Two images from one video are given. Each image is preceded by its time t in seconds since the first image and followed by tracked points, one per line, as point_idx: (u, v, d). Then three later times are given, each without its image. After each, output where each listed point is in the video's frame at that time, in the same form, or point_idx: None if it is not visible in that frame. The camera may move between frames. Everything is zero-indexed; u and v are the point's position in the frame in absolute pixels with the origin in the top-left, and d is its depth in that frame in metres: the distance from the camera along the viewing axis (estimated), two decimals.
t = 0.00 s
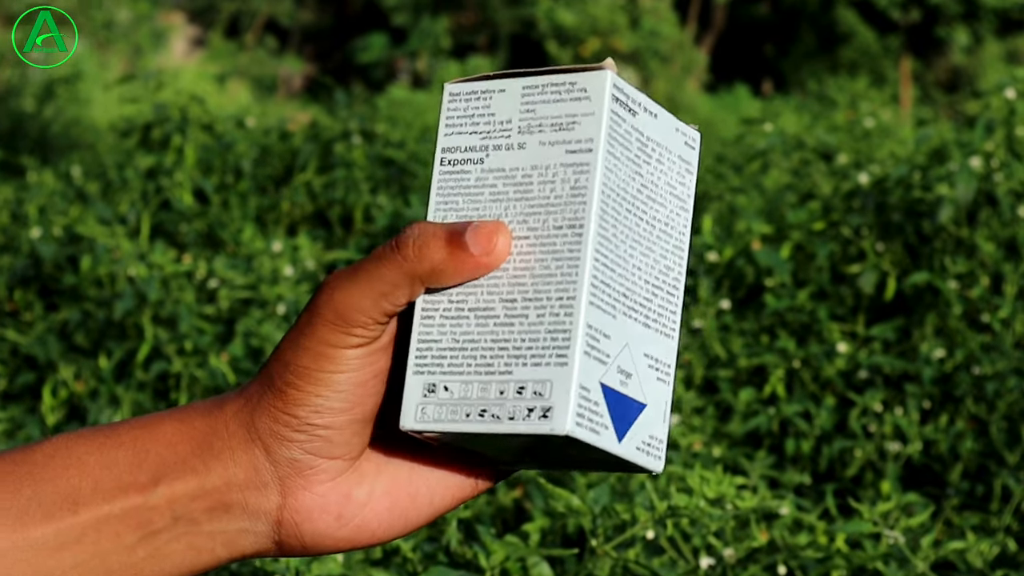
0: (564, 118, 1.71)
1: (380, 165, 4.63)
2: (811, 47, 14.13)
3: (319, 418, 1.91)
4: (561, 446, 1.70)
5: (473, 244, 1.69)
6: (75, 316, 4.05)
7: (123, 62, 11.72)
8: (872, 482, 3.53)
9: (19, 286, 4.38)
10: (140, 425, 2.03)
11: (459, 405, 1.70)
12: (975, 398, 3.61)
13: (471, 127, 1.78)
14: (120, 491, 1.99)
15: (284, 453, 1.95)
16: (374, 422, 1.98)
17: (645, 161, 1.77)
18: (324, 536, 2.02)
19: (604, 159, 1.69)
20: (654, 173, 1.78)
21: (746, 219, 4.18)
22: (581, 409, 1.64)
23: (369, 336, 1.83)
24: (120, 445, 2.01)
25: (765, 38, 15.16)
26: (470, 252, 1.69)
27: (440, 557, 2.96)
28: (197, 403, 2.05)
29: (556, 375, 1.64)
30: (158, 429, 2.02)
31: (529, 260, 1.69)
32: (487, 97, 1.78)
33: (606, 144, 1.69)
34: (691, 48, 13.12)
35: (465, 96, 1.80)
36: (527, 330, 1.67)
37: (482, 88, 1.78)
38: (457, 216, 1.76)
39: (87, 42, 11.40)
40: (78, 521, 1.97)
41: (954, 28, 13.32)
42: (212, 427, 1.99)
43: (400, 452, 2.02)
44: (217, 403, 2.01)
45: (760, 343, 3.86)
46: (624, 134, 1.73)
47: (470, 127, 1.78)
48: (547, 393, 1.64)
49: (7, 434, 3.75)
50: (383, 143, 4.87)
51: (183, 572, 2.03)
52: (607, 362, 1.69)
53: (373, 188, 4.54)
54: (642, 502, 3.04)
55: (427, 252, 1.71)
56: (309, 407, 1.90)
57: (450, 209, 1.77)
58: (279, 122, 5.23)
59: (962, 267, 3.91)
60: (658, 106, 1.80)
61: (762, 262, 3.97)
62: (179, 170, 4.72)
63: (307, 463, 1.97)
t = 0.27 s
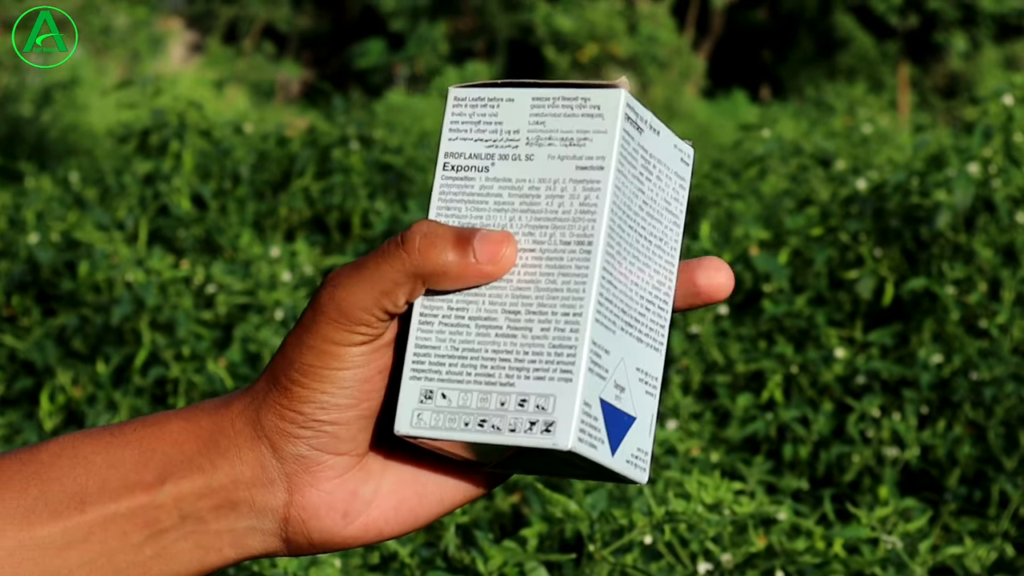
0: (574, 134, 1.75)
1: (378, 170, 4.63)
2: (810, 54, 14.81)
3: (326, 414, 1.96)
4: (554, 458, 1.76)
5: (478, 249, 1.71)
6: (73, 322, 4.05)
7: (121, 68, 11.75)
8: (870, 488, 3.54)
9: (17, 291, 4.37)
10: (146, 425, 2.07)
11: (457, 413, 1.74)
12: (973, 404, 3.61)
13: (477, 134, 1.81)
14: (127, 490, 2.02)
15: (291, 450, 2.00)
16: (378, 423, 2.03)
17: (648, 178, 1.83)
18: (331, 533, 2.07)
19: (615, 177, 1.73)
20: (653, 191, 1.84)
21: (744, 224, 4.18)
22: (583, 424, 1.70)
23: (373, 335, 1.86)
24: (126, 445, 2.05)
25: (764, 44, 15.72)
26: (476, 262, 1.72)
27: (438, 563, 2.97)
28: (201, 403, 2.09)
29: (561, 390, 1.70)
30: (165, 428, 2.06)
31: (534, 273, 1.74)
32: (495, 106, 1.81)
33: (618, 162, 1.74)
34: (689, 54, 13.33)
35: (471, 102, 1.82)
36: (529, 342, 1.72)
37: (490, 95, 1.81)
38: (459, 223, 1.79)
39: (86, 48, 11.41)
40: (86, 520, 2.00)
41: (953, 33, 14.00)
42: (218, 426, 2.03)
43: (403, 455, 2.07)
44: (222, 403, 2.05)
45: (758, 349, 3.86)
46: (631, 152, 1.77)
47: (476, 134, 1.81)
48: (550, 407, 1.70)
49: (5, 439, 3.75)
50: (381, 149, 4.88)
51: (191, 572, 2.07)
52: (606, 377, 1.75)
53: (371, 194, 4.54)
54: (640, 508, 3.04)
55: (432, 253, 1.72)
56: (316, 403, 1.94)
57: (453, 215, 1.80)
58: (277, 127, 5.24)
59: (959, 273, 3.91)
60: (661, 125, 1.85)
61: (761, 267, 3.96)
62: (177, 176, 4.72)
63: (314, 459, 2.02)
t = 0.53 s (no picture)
0: (573, 133, 1.82)
1: (376, 174, 4.63)
2: (807, 57, 14.91)
3: (328, 417, 2.00)
4: (568, 456, 1.80)
5: (482, 254, 1.76)
6: (71, 326, 4.05)
7: (118, 71, 11.76)
8: (867, 492, 3.55)
9: (14, 295, 4.36)
10: (147, 430, 2.10)
11: (470, 414, 1.79)
12: (970, 409, 3.61)
13: (473, 137, 1.87)
14: (128, 496, 2.05)
15: (292, 455, 2.04)
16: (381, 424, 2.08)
17: (642, 178, 1.90)
18: (332, 537, 2.10)
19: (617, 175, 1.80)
20: (646, 190, 1.92)
21: (742, 228, 4.18)
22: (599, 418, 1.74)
23: (376, 339, 1.90)
24: (126, 450, 2.08)
25: (762, 46, 15.82)
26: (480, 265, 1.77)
27: (435, 568, 2.97)
28: (203, 408, 2.13)
29: (576, 386, 1.74)
30: (166, 433, 2.09)
31: (538, 271, 1.79)
32: (491, 110, 1.88)
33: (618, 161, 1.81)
34: (688, 58, 13.44)
35: (466, 106, 1.89)
36: (540, 340, 1.77)
37: (486, 100, 1.88)
38: (460, 224, 1.86)
39: (84, 51, 11.42)
40: (88, 525, 2.03)
41: (950, 37, 13.98)
42: (220, 431, 2.07)
43: (407, 457, 2.11)
44: (224, 409, 2.09)
45: (755, 353, 3.85)
46: (628, 151, 1.84)
47: (473, 138, 1.87)
48: (566, 404, 1.75)
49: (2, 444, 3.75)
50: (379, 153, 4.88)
51: None
52: (615, 373, 1.81)
53: (368, 198, 4.54)
54: (637, 512, 3.05)
55: (438, 259, 1.76)
56: (319, 409, 1.98)
57: (453, 217, 1.86)
58: (275, 132, 5.24)
59: (957, 277, 3.91)
60: (652, 124, 1.94)
61: (758, 272, 3.95)
62: (175, 180, 4.73)
63: (315, 463, 2.05)
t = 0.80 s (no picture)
0: (588, 141, 1.80)
1: (373, 177, 4.64)
2: (805, 61, 15.42)
3: (315, 421, 1.99)
4: (580, 462, 1.80)
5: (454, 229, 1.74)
6: (68, 327, 4.04)
7: (117, 74, 11.79)
8: (864, 495, 3.54)
9: (11, 297, 4.34)
10: (147, 432, 2.10)
11: (486, 421, 1.77)
12: (968, 411, 3.61)
13: (485, 142, 1.84)
14: (127, 498, 2.05)
15: (286, 461, 2.03)
16: (374, 427, 2.07)
17: (650, 186, 1.90)
18: (329, 542, 2.09)
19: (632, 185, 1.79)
20: (652, 198, 1.92)
21: (739, 231, 4.18)
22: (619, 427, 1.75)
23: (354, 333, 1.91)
24: (125, 452, 2.07)
25: (760, 50, 16.60)
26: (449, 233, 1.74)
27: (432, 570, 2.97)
28: (200, 411, 2.12)
29: (595, 395, 1.75)
30: (163, 436, 2.08)
31: (554, 279, 1.78)
32: (502, 115, 1.84)
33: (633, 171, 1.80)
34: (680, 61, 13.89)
35: (475, 112, 1.85)
36: (558, 349, 1.77)
37: (496, 105, 1.84)
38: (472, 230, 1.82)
39: (83, 54, 11.45)
40: (86, 528, 2.03)
41: (947, 41, 14.59)
42: (216, 435, 2.06)
43: (409, 463, 2.11)
44: (221, 412, 2.09)
45: (752, 356, 3.85)
46: (640, 160, 1.84)
47: (484, 144, 1.83)
48: (586, 412, 1.75)
49: None
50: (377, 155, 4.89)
51: None
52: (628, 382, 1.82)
53: (366, 200, 4.54)
54: (635, 514, 3.06)
55: (408, 239, 1.75)
56: (305, 413, 1.98)
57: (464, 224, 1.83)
58: (273, 134, 5.25)
59: (954, 280, 3.91)
60: (657, 131, 1.93)
61: (755, 274, 3.95)
62: (172, 182, 4.73)
63: (309, 469, 2.05)
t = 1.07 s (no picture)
0: (596, 142, 1.82)
1: (372, 178, 4.64)
2: (804, 63, 15.51)
3: (304, 416, 2.01)
4: (579, 462, 1.80)
5: (410, 222, 1.93)
6: (66, 328, 4.04)
7: (116, 75, 11.79)
8: (863, 497, 3.54)
9: (10, 298, 4.35)
10: (143, 432, 2.10)
11: (489, 417, 1.77)
12: (966, 414, 3.61)
13: (494, 140, 1.85)
14: (123, 498, 2.04)
15: (279, 461, 2.04)
16: (366, 424, 2.07)
17: (655, 191, 1.91)
18: (324, 543, 2.08)
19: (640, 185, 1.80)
20: (658, 204, 1.93)
21: (738, 234, 4.18)
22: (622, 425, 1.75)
23: (328, 312, 2.00)
24: (121, 452, 2.08)
25: (759, 52, 16.64)
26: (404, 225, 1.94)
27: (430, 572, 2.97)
28: (194, 412, 2.13)
29: (599, 393, 1.75)
30: (159, 437, 2.09)
31: (559, 277, 1.79)
32: (511, 115, 1.85)
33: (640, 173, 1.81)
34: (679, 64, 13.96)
35: (484, 110, 1.87)
36: (562, 346, 1.77)
37: (506, 104, 1.86)
38: (479, 227, 1.83)
39: (81, 55, 11.46)
40: (82, 528, 2.03)
41: (947, 45, 14.68)
42: (210, 435, 2.07)
43: (406, 462, 2.11)
44: (214, 412, 2.10)
45: (751, 358, 3.85)
46: (648, 163, 1.85)
47: (493, 142, 1.85)
48: (589, 410, 1.75)
49: None
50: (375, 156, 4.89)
51: None
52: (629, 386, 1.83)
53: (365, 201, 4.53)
54: (632, 515, 3.04)
55: (363, 213, 1.94)
56: (290, 405, 2.00)
57: (472, 222, 1.84)
58: (272, 135, 5.25)
59: (953, 282, 3.91)
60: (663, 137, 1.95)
61: (753, 276, 3.95)
62: (171, 183, 4.73)
63: (302, 468, 2.05)
